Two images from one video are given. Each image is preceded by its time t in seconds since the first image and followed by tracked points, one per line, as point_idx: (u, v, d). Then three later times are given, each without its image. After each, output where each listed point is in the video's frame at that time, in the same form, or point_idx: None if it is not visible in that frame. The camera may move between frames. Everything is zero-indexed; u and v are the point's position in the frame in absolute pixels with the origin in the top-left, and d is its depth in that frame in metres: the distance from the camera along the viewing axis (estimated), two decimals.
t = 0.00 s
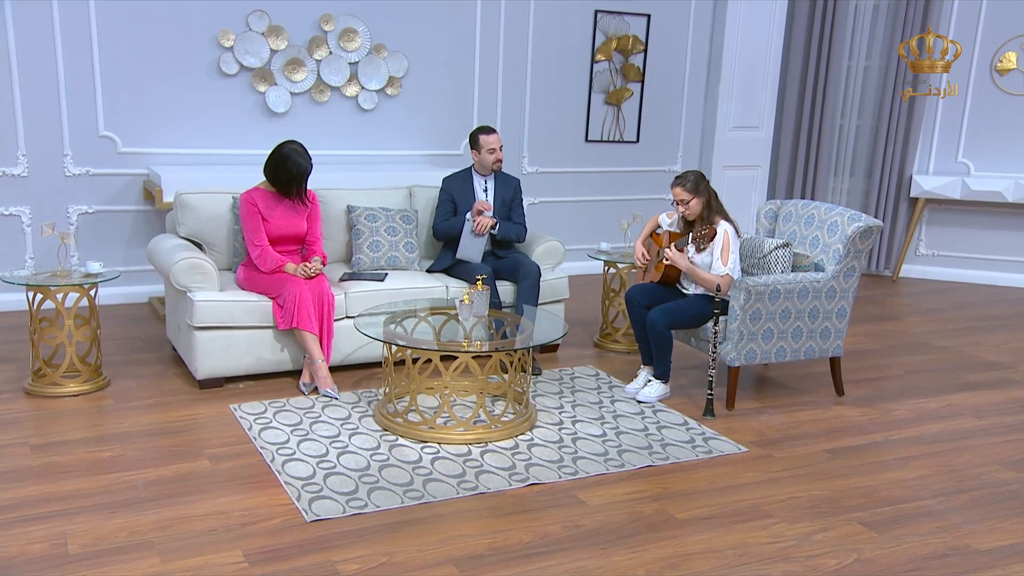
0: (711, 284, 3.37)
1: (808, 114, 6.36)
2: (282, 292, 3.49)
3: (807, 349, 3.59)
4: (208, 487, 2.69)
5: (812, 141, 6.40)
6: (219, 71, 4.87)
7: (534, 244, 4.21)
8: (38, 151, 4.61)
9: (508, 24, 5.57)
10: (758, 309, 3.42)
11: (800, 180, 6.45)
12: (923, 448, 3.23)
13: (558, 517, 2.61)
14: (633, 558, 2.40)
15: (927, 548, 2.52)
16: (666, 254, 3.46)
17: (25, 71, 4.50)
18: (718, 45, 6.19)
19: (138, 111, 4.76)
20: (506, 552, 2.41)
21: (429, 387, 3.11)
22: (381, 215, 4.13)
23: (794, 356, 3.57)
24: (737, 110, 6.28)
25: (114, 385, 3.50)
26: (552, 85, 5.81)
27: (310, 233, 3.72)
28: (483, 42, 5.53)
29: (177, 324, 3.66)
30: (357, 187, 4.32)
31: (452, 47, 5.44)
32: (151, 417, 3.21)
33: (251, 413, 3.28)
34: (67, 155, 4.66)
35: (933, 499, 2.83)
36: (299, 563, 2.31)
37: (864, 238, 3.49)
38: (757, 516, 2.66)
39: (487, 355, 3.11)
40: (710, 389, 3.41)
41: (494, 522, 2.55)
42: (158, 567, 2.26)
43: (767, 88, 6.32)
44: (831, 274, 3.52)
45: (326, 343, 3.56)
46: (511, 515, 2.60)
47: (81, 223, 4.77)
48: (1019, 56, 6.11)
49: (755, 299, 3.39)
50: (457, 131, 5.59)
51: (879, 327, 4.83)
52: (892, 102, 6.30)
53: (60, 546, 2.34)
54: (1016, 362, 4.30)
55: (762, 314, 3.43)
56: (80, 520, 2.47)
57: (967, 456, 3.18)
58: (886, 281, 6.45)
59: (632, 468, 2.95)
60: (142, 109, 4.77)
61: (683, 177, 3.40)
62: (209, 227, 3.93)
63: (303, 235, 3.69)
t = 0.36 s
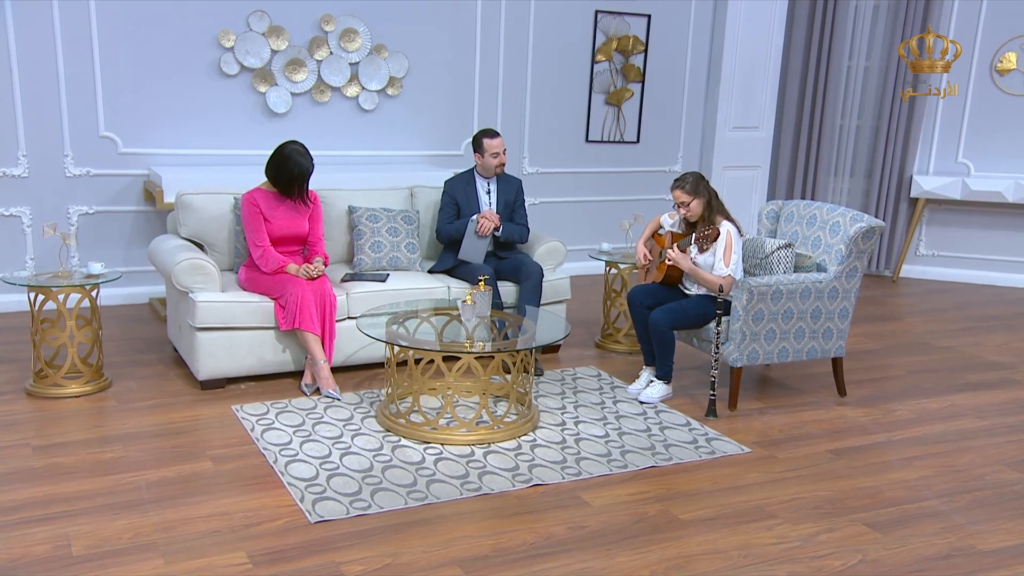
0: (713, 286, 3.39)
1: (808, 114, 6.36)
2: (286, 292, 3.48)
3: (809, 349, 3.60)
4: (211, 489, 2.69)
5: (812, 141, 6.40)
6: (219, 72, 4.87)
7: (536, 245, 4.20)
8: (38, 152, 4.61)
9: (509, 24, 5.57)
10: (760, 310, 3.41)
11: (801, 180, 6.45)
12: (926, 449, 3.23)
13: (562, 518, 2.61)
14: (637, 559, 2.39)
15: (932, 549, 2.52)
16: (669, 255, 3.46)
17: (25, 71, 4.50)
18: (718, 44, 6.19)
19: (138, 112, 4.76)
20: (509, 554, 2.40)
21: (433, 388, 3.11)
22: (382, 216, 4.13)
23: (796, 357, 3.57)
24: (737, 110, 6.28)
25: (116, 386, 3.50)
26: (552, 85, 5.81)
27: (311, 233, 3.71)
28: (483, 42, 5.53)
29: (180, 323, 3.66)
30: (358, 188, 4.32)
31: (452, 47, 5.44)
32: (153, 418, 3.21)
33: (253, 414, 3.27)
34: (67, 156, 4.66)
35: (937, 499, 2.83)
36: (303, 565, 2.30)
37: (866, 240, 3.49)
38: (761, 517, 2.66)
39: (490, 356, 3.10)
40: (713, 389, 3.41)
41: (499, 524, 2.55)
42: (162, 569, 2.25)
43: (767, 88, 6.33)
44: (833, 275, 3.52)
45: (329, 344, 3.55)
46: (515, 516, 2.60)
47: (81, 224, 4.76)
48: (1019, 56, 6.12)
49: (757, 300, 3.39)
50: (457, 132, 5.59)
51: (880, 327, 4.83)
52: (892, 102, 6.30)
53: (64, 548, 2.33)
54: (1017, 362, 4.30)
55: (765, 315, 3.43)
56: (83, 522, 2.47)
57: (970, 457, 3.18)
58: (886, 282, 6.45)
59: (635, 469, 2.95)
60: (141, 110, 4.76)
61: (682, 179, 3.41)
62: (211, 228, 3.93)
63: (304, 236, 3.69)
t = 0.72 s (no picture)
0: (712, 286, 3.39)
1: (807, 114, 6.36)
2: (286, 292, 3.49)
3: (811, 350, 3.60)
4: (214, 490, 2.69)
5: (812, 141, 6.40)
6: (219, 72, 4.87)
7: (536, 246, 4.20)
8: (37, 152, 4.60)
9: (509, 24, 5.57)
10: (762, 310, 3.42)
11: (800, 181, 6.45)
12: (928, 449, 3.23)
13: (566, 519, 2.61)
14: (641, 561, 2.39)
15: (936, 549, 2.52)
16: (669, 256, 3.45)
17: (25, 71, 4.49)
18: (718, 44, 6.20)
19: (138, 112, 4.75)
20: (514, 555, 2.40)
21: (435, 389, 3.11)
22: (383, 216, 4.13)
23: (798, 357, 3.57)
24: (736, 110, 6.28)
25: (116, 387, 3.50)
26: (553, 85, 5.81)
27: (313, 234, 3.71)
28: (483, 43, 5.53)
29: (180, 324, 3.66)
30: (358, 189, 4.32)
31: (452, 48, 5.44)
32: (154, 419, 3.20)
33: (255, 415, 3.27)
34: (66, 156, 4.65)
35: (940, 500, 2.83)
36: (308, 566, 2.30)
37: (868, 240, 3.49)
38: (764, 518, 2.66)
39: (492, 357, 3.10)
40: (715, 390, 3.41)
41: (503, 525, 2.55)
42: (165, 570, 2.25)
43: (767, 88, 6.33)
44: (835, 276, 3.53)
45: (330, 346, 3.55)
46: (519, 517, 2.60)
47: (81, 225, 4.76)
48: (1018, 57, 6.13)
49: (759, 301, 3.39)
50: (457, 132, 5.59)
51: (880, 328, 4.83)
52: (892, 102, 6.31)
53: (67, 549, 2.33)
54: (1018, 362, 4.30)
55: (767, 315, 3.44)
56: (86, 523, 2.47)
57: (973, 457, 3.18)
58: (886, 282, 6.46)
59: (638, 470, 2.94)
60: (141, 110, 4.76)
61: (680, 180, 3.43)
62: (212, 229, 3.93)
63: (305, 237, 3.69)
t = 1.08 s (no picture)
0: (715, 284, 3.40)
1: (807, 115, 6.36)
2: (286, 296, 3.49)
3: (812, 351, 3.60)
4: (216, 492, 2.68)
5: (811, 141, 6.40)
6: (218, 73, 4.86)
7: (537, 247, 4.20)
8: (37, 152, 4.59)
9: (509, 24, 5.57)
10: (764, 311, 3.42)
11: (800, 182, 6.46)
12: (930, 449, 3.24)
13: (568, 520, 2.60)
14: (645, 562, 2.39)
15: (939, 550, 2.52)
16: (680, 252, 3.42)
17: (25, 71, 4.48)
18: (718, 45, 6.20)
19: (137, 112, 4.74)
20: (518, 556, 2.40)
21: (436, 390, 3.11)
22: (383, 217, 4.13)
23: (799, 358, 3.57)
24: (736, 110, 6.29)
25: (117, 389, 3.49)
26: (553, 85, 5.81)
27: (313, 236, 3.71)
28: (483, 44, 5.53)
29: (180, 326, 3.65)
30: (358, 190, 4.31)
31: (452, 48, 5.44)
32: (156, 421, 3.20)
33: (256, 416, 3.27)
34: (66, 157, 4.64)
35: (943, 501, 2.83)
36: (312, 568, 2.30)
37: (869, 241, 3.50)
38: (767, 519, 2.66)
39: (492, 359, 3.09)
40: (716, 391, 3.41)
41: (506, 526, 2.55)
42: (168, 572, 2.25)
43: (766, 89, 6.33)
44: (835, 277, 3.53)
45: (331, 347, 3.55)
46: (521, 519, 2.59)
47: (81, 225, 4.75)
48: (1016, 57, 6.14)
49: (760, 302, 3.39)
50: (457, 133, 5.59)
51: (881, 328, 4.83)
52: (891, 103, 6.32)
53: (69, 552, 2.33)
54: (1018, 363, 4.31)
55: (768, 316, 3.44)
56: (88, 525, 2.46)
57: (975, 458, 3.18)
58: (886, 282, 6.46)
59: (640, 471, 2.94)
60: (141, 111, 4.75)
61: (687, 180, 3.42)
62: (212, 230, 3.92)
63: (306, 238, 3.68)
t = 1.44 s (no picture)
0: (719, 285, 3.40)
1: (806, 115, 6.37)
2: (286, 296, 3.49)
3: (812, 352, 3.60)
4: (219, 493, 2.68)
5: (811, 142, 6.41)
6: (218, 73, 4.86)
7: (538, 247, 4.20)
8: (36, 153, 4.58)
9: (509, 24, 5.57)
10: (765, 312, 3.42)
11: (800, 182, 6.46)
12: (932, 450, 3.24)
13: (572, 521, 2.60)
14: (648, 563, 2.39)
15: (943, 551, 2.52)
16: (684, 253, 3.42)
17: (24, 72, 4.47)
18: (717, 45, 6.20)
19: (137, 113, 4.74)
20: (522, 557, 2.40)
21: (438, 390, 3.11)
22: (384, 218, 4.13)
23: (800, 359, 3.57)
24: (735, 111, 6.30)
25: (118, 390, 3.48)
26: (553, 85, 5.81)
27: (314, 236, 3.71)
28: (483, 44, 5.53)
29: (181, 327, 3.65)
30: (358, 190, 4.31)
31: (451, 48, 5.44)
32: (157, 422, 3.19)
33: (258, 417, 3.26)
34: (66, 158, 4.64)
35: (945, 501, 2.83)
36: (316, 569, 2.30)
37: (870, 242, 3.50)
38: (770, 519, 2.66)
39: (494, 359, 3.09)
40: (717, 392, 3.41)
41: (510, 527, 2.55)
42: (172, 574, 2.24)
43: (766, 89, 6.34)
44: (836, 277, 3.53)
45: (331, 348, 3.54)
46: (525, 520, 2.59)
47: (81, 226, 4.75)
48: (1016, 58, 6.14)
49: (761, 302, 3.39)
50: (457, 133, 5.59)
51: (881, 329, 4.83)
52: (890, 103, 6.32)
53: (72, 553, 2.32)
54: (1020, 363, 4.31)
55: (769, 317, 3.44)
56: (91, 527, 2.46)
57: (977, 458, 3.18)
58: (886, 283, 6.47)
59: (642, 471, 2.94)
60: (140, 111, 4.75)
61: (691, 178, 3.41)
62: (212, 230, 3.92)
63: (307, 238, 3.68)
